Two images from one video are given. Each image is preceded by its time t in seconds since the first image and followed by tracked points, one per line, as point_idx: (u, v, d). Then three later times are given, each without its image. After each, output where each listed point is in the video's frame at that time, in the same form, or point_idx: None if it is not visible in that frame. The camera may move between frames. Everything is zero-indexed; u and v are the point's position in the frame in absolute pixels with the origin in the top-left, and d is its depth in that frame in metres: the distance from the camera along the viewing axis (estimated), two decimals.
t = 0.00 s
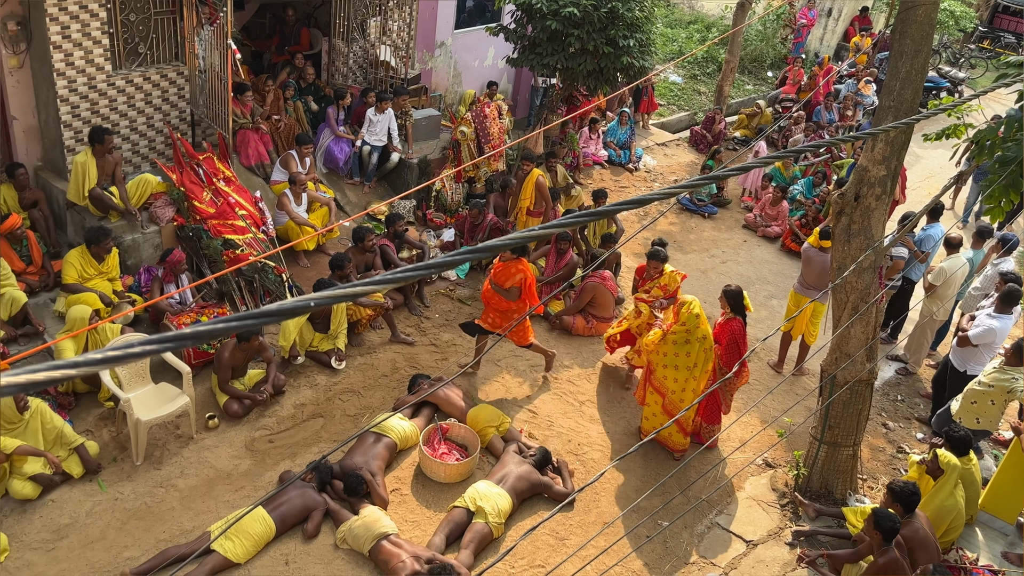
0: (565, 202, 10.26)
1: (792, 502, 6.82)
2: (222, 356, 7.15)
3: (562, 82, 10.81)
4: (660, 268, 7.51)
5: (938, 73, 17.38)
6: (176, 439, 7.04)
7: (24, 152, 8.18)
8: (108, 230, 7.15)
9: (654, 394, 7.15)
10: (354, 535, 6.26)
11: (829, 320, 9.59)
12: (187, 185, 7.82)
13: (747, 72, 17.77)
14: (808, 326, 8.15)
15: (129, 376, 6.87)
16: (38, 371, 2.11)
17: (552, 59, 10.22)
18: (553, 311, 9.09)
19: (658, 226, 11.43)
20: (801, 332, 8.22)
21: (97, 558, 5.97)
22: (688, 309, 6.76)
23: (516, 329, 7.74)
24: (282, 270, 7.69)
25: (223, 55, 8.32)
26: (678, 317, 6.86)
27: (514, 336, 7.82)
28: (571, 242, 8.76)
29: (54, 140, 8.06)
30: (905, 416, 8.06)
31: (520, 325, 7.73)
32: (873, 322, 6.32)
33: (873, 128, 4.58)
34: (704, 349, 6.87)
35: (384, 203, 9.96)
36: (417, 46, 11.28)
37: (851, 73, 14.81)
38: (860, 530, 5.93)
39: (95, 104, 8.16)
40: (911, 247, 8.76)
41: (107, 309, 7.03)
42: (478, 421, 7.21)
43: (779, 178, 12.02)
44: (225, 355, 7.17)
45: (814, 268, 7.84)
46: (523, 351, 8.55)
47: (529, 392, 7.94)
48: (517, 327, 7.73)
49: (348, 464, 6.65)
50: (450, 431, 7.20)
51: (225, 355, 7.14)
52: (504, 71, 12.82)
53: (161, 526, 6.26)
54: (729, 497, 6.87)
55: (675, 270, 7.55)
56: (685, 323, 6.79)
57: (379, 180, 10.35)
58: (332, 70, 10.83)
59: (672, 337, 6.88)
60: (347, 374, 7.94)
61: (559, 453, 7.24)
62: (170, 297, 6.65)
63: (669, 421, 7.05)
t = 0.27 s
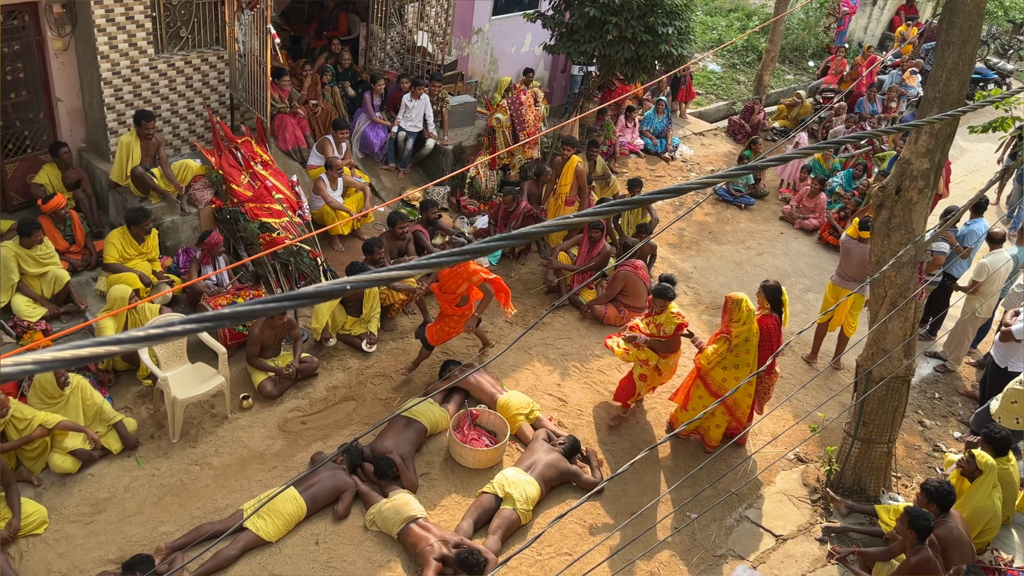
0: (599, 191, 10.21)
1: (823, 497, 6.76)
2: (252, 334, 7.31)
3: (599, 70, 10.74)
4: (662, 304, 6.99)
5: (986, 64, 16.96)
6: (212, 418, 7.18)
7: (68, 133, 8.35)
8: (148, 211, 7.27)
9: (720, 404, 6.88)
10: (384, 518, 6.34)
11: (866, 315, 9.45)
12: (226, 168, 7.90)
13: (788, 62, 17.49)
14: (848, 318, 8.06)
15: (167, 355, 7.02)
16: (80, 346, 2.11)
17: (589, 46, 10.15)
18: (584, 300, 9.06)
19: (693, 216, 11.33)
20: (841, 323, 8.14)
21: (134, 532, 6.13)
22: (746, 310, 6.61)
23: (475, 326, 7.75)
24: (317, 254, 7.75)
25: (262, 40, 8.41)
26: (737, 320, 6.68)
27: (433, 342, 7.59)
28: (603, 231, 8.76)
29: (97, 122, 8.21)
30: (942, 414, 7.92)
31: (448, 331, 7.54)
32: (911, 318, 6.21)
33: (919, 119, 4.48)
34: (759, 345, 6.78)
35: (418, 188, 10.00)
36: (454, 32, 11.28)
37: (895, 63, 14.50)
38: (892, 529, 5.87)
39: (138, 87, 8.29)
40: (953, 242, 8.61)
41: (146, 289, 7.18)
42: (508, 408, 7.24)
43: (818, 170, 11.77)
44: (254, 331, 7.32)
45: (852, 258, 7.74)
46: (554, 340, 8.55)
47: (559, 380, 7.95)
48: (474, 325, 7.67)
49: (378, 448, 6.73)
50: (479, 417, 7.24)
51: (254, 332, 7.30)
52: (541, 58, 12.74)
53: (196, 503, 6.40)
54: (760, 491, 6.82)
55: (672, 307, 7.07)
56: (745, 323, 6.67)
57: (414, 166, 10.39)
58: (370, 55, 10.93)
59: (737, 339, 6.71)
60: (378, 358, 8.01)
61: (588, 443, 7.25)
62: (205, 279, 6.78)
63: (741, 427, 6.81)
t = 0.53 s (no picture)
0: (637, 180, 10.13)
1: (858, 496, 6.67)
2: (286, 314, 7.42)
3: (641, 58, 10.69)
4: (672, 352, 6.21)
5: None
6: (249, 397, 7.30)
7: (116, 114, 8.52)
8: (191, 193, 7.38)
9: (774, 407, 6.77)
10: (415, 501, 6.40)
11: (908, 312, 9.27)
12: (267, 151, 7.99)
13: (834, 52, 17.15)
14: (891, 313, 7.90)
15: (207, 334, 7.16)
16: (124, 322, 2.12)
17: (631, 34, 10.12)
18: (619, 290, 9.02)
19: (733, 207, 11.20)
20: (882, 318, 7.99)
21: (172, 506, 6.27)
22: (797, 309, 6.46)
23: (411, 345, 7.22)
24: (354, 237, 7.76)
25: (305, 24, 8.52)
26: (789, 320, 6.50)
27: (412, 351, 7.38)
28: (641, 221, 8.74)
29: (144, 104, 8.36)
30: (985, 415, 7.76)
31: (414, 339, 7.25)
32: (955, 316, 6.08)
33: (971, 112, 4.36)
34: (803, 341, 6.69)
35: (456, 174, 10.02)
36: (496, 18, 11.25)
37: (946, 54, 14.16)
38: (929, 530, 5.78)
39: (183, 70, 8.41)
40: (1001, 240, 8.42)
41: (188, 269, 7.30)
42: (540, 396, 7.27)
43: (863, 163, 11.59)
44: (288, 311, 7.42)
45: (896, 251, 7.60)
46: (588, 329, 8.54)
47: (593, 369, 7.94)
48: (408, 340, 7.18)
49: (411, 431, 6.80)
50: (512, 405, 7.26)
51: (289, 311, 7.40)
52: (583, 45, 12.63)
53: (232, 480, 6.53)
54: (793, 487, 6.75)
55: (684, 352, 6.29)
56: (795, 321, 6.52)
57: (452, 152, 10.41)
58: (411, 40, 10.83)
59: (791, 340, 6.56)
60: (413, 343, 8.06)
61: (620, 433, 7.23)
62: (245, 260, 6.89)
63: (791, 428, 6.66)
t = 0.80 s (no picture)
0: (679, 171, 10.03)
1: (897, 496, 6.57)
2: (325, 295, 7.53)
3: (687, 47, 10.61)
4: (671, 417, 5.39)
5: None
6: (288, 377, 7.42)
7: (165, 96, 8.66)
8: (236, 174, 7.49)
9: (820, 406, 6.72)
10: (449, 484, 6.46)
11: (955, 311, 9.07)
12: (311, 134, 8.08)
13: (887, 43, 16.75)
14: (932, 318, 7.74)
15: (248, 314, 7.29)
16: (166, 297, 2.21)
17: (678, 22, 9.99)
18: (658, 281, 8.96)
19: (776, 200, 11.04)
20: (924, 323, 7.83)
21: (211, 481, 6.41)
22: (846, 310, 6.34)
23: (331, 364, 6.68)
24: (395, 223, 7.85)
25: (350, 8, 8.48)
26: (837, 322, 6.38)
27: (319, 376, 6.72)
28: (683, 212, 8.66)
29: (192, 86, 8.49)
30: None
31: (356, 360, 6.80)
32: (1005, 317, 5.93)
33: None
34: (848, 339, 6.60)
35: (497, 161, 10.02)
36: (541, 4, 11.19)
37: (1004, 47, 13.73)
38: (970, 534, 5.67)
39: (231, 52, 8.52)
40: None
41: (232, 249, 7.43)
42: (575, 384, 7.26)
43: (913, 157, 11.32)
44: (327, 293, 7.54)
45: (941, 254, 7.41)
46: (626, 319, 8.50)
47: (629, 360, 7.90)
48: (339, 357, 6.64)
49: (446, 416, 6.85)
50: (547, 393, 7.26)
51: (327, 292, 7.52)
52: (628, 33, 12.47)
53: (270, 457, 6.65)
54: (830, 485, 6.67)
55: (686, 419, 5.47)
56: (844, 323, 6.40)
57: (494, 139, 10.41)
58: (455, 26, 10.93)
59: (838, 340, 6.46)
60: (449, 328, 8.11)
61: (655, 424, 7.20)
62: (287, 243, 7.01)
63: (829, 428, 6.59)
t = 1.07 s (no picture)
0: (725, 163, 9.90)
1: (940, 501, 6.45)
2: (367, 277, 7.57)
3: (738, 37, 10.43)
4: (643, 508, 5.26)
5: None
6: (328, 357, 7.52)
7: (216, 77, 8.80)
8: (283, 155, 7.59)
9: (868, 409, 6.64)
10: (483, 470, 6.50)
11: (1007, 315, 8.84)
12: (357, 118, 8.11)
13: (947, 37, 16.29)
14: (982, 322, 7.54)
15: (292, 294, 7.42)
16: (214, 271, 2.25)
17: (730, 11, 9.80)
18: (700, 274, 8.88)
19: (824, 195, 10.84)
20: (974, 325, 7.64)
21: (251, 457, 6.55)
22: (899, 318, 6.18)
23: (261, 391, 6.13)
24: (438, 208, 7.87)
25: None
26: (889, 329, 6.22)
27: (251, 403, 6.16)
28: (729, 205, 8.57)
29: (243, 67, 8.61)
30: None
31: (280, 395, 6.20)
32: None
33: None
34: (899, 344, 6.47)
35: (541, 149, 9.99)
36: None
37: None
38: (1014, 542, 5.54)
39: (281, 35, 8.61)
40: None
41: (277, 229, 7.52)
42: (613, 375, 7.24)
43: (969, 155, 11.09)
44: (370, 276, 7.58)
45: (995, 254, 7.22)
46: (666, 311, 8.44)
47: (668, 353, 7.85)
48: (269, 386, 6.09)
49: (483, 401, 6.89)
50: (584, 382, 7.24)
51: (369, 275, 7.56)
52: (678, 22, 12.26)
53: (309, 435, 6.76)
54: (870, 487, 6.56)
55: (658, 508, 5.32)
56: (896, 329, 6.26)
57: (539, 126, 10.39)
58: (504, 11, 10.78)
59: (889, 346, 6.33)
60: (488, 315, 8.14)
61: (692, 418, 7.15)
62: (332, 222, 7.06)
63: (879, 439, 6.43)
